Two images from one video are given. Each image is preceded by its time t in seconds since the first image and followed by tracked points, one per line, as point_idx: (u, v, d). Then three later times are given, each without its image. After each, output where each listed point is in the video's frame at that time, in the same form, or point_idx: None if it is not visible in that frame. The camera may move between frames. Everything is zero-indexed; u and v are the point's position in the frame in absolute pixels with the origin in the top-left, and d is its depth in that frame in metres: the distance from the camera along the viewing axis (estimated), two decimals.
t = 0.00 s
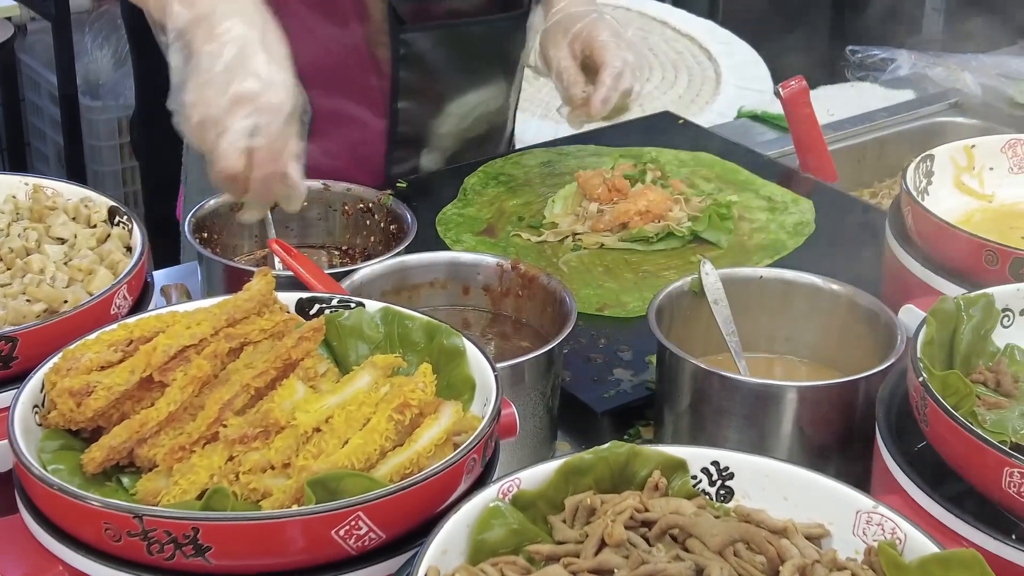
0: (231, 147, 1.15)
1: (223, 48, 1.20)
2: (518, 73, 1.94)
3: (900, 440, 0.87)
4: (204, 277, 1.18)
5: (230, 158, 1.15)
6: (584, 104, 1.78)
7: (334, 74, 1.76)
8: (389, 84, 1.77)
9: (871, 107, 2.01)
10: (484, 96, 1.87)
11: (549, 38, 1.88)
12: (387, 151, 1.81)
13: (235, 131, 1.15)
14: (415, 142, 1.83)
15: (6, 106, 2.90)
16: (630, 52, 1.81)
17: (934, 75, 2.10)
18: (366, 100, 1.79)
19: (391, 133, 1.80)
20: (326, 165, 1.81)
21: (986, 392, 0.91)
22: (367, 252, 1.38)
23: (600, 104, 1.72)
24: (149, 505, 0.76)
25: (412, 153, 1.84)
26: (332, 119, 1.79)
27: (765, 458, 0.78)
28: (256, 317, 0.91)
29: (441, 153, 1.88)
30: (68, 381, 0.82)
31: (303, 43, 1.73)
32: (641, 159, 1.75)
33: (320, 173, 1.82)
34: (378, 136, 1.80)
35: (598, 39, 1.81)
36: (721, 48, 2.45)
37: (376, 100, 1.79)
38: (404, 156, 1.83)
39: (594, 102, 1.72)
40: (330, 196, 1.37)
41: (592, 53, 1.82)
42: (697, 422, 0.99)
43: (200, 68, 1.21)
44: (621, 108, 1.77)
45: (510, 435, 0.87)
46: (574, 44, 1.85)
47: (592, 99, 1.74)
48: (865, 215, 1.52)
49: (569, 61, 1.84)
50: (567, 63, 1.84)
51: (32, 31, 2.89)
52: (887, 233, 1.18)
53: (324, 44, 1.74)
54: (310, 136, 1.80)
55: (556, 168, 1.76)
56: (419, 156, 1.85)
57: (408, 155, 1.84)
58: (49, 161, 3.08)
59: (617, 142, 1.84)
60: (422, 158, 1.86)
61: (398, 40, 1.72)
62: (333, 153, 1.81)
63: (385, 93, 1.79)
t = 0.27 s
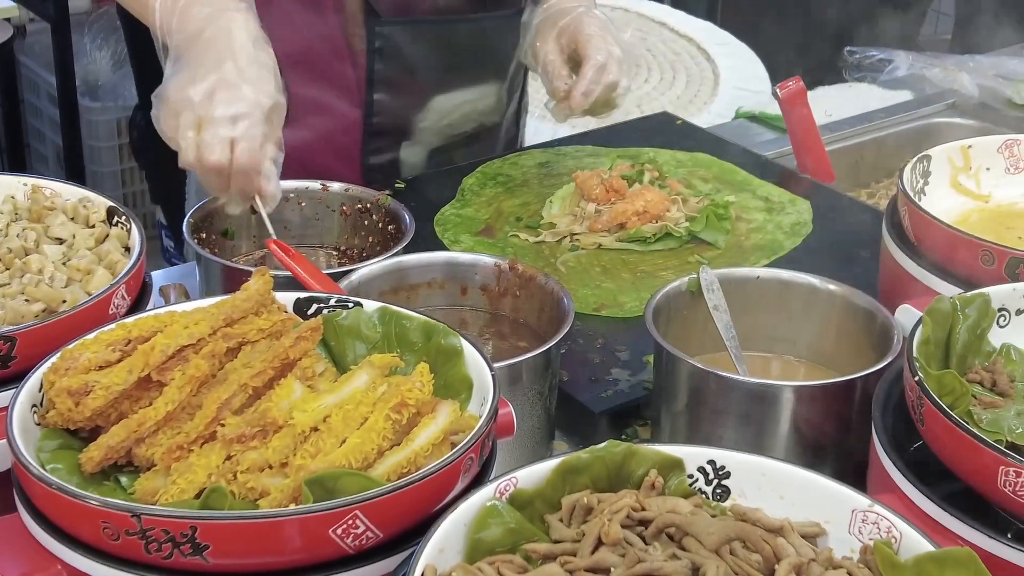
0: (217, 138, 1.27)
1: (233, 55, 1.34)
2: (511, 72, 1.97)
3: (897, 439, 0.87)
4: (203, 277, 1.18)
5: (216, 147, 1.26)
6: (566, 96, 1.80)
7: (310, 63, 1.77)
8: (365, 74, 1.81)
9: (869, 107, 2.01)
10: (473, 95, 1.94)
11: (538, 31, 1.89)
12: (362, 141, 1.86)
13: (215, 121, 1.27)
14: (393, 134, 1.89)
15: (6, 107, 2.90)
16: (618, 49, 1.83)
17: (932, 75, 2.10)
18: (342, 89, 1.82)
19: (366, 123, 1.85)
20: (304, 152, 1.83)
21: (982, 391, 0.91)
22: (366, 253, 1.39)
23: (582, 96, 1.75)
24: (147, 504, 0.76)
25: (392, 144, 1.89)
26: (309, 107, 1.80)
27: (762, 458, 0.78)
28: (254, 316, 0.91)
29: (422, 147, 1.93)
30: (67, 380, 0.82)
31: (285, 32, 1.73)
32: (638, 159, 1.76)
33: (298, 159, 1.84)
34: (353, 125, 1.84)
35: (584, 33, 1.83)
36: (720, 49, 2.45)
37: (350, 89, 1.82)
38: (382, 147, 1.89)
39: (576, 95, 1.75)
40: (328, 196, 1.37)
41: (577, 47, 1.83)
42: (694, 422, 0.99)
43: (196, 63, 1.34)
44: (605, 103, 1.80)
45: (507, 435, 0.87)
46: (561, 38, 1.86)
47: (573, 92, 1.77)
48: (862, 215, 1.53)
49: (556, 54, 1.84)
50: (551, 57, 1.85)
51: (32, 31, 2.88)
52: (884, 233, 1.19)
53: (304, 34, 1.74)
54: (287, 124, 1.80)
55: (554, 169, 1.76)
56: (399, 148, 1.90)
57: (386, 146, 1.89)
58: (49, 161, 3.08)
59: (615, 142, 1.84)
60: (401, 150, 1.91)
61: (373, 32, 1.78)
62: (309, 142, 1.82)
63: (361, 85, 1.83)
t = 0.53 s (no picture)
0: (254, 123, 1.33)
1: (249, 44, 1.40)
2: (506, 65, 1.98)
3: (894, 438, 0.87)
4: (200, 277, 1.18)
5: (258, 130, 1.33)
6: (555, 96, 1.81)
7: (310, 57, 1.77)
8: (365, 68, 1.80)
9: (866, 107, 2.01)
10: (471, 89, 1.94)
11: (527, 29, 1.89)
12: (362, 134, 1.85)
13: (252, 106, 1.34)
14: (393, 127, 1.88)
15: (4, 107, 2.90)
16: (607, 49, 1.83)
17: (929, 75, 2.10)
18: (342, 83, 1.81)
19: (365, 117, 1.85)
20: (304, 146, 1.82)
21: (979, 390, 0.91)
22: (363, 253, 1.39)
23: (570, 96, 1.76)
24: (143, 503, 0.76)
25: (391, 138, 1.89)
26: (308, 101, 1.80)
27: (759, 457, 0.78)
28: (251, 316, 0.91)
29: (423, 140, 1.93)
30: (63, 380, 0.82)
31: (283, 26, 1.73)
32: (636, 159, 1.76)
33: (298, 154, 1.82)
34: (354, 119, 1.84)
35: (573, 32, 1.83)
36: (718, 48, 2.45)
37: (350, 83, 1.81)
38: (382, 140, 1.88)
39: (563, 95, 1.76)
40: (326, 197, 1.38)
41: (566, 46, 1.84)
42: (691, 421, 0.99)
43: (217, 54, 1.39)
44: (593, 100, 1.81)
45: (504, 434, 0.87)
46: (550, 36, 1.86)
47: (561, 91, 1.78)
48: (860, 215, 1.53)
49: (544, 53, 1.84)
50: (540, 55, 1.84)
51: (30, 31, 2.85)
52: (881, 232, 1.19)
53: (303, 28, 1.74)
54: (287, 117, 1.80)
55: (552, 169, 1.76)
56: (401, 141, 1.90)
57: (386, 140, 1.89)
58: (47, 162, 3.08)
59: (613, 143, 1.84)
60: (402, 143, 1.90)
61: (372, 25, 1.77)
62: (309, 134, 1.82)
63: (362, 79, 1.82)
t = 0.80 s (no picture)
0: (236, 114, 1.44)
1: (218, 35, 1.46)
2: (506, 60, 1.98)
3: (890, 437, 0.87)
4: (197, 277, 1.18)
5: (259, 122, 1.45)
6: (556, 93, 1.82)
7: (308, 51, 1.78)
8: (363, 62, 1.81)
9: (864, 107, 2.01)
10: (468, 83, 1.93)
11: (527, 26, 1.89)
12: (361, 128, 1.85)
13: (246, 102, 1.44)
14: (392, 122, 1.88)
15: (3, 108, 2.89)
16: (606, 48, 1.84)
17: (927, 75, 2.11)
18: (340, 78, 1.82)
19: (363, 111, 1.84)
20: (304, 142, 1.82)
21: (976, 389, 0.91)
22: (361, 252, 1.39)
23: (570, 93, 1.78)
24: (139, 502, 0.76)
25: (389, 133, 1.88)
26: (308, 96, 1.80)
27: (755, 456, 0.78)
28: (247, 315, 0.91)
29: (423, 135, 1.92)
30: (59, 379, 0.82)
31: (284, 21, 1.75)
32: (633, 159, 1.76)
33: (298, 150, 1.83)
34: (353, 113, 1.84)
35: (573, 29, 1.83)
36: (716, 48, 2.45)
37: (349, 77, 1.82)
38: (381, 135, 1.88)
39: (564, 92, 1.78)
40: (323, 196, 1.39)
41: (565, 43, 1.84)
42: (689, 420, 0.99)
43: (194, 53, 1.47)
44: (592, 97, 1.81)
45: (501, 434, 0.87)
46: (550, 34, 1.86)
47: (561, 88, 1.80)
48: (857, 215, 1.53)
49: (545, 50, 1.84)
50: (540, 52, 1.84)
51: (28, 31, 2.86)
52: (878, 231, 1.19)
53: (301, 23, 1.75)
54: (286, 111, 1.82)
55: (550, 169, 1.76)
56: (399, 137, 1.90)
57: (386, 134, 1.88)
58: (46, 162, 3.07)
59: (611, 142, 1.84)
60: (401, 139, 1.90)
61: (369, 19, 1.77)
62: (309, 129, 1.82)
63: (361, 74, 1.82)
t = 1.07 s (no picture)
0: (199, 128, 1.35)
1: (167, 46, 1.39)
2: (506, 57, 1.97)
3: (889, 437, 0.87)
4: (196, 277, 1.18)
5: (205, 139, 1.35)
6: (553, 91, 1.82)
7: (308, 50, 1.78)
8: (363, 60, 1.80)
9: (863, 107, 2.01)
10: (467, 80, 1.91)
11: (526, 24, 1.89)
12: (362, 126, 1.86)
13: (189, 117, 1.35)
14: (391, 119, 1.88)
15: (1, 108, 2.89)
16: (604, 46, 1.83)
17: (926, 74, 2.11)
18: (340, 76, 1.82)
19: (364, 108, 1.85)
20: (305, 141, 1.85)
21: (974, 389, 0.91)
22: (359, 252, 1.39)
23: (567, 91, 1.77)
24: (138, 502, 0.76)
25: (392, 130, 1.89)
26: (308, 94, 1.82)
27: (754, 456, 0.78)
28: (246, 316, 0.91)
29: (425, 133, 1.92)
30: (57, 380, 0.82)
31: (283, 20, 1.75)
32: (632, 159, 1.76)
33: (300, 148, 1.86)
34: (353, 110, 1.84)
35: (571, 27, 1.83)
36: (714, 48, 2.46)
37: (349, 76, 1.82)
38: (381, 132, 1.88)
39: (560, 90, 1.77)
40: (322, 196, 1.39)
41: (564, 41, 1.84)
42: (687, 420, 0.99)
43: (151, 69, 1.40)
44: (591, 95, 1.82)
45: (500, 434, 0.87)
46: (548, 31, 1.86)
47: (559, 86, 1.79)
48: (856, 215, 1.53)
49: (543, 48, 1.84)
50: (538, 50, 1.84)
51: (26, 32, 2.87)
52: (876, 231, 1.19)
53: (300, 22, 1.76)
54: (287, 110, 1.83)
55: (548, 169, 1.76)
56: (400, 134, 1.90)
57: (386, 132, 1.89)
58: (44, 163, 3.07)
59: (609, 142, 1.84)
60: (402, 136, 1.90)
61: (368, 17, 1.76)
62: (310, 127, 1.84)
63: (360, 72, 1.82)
